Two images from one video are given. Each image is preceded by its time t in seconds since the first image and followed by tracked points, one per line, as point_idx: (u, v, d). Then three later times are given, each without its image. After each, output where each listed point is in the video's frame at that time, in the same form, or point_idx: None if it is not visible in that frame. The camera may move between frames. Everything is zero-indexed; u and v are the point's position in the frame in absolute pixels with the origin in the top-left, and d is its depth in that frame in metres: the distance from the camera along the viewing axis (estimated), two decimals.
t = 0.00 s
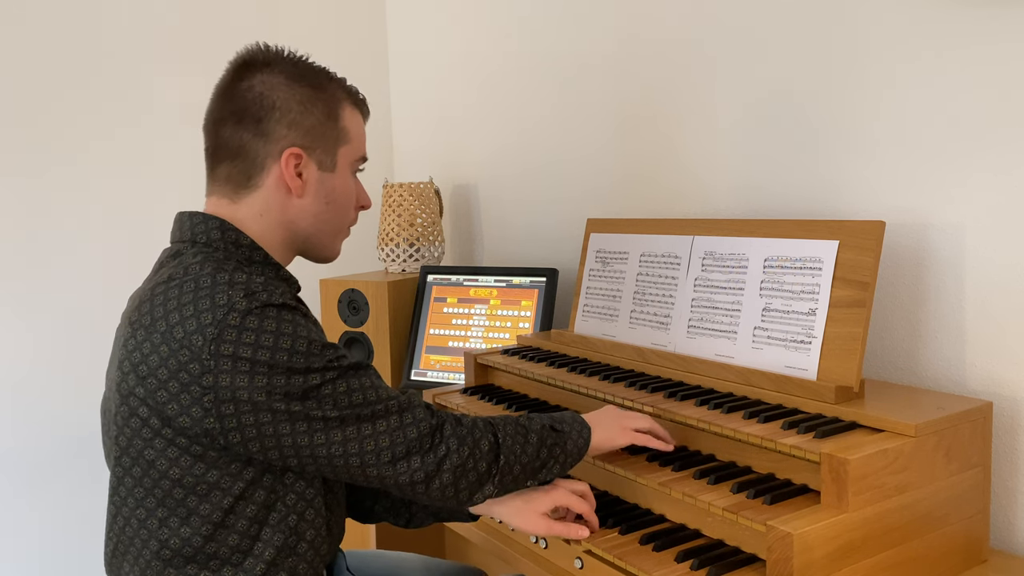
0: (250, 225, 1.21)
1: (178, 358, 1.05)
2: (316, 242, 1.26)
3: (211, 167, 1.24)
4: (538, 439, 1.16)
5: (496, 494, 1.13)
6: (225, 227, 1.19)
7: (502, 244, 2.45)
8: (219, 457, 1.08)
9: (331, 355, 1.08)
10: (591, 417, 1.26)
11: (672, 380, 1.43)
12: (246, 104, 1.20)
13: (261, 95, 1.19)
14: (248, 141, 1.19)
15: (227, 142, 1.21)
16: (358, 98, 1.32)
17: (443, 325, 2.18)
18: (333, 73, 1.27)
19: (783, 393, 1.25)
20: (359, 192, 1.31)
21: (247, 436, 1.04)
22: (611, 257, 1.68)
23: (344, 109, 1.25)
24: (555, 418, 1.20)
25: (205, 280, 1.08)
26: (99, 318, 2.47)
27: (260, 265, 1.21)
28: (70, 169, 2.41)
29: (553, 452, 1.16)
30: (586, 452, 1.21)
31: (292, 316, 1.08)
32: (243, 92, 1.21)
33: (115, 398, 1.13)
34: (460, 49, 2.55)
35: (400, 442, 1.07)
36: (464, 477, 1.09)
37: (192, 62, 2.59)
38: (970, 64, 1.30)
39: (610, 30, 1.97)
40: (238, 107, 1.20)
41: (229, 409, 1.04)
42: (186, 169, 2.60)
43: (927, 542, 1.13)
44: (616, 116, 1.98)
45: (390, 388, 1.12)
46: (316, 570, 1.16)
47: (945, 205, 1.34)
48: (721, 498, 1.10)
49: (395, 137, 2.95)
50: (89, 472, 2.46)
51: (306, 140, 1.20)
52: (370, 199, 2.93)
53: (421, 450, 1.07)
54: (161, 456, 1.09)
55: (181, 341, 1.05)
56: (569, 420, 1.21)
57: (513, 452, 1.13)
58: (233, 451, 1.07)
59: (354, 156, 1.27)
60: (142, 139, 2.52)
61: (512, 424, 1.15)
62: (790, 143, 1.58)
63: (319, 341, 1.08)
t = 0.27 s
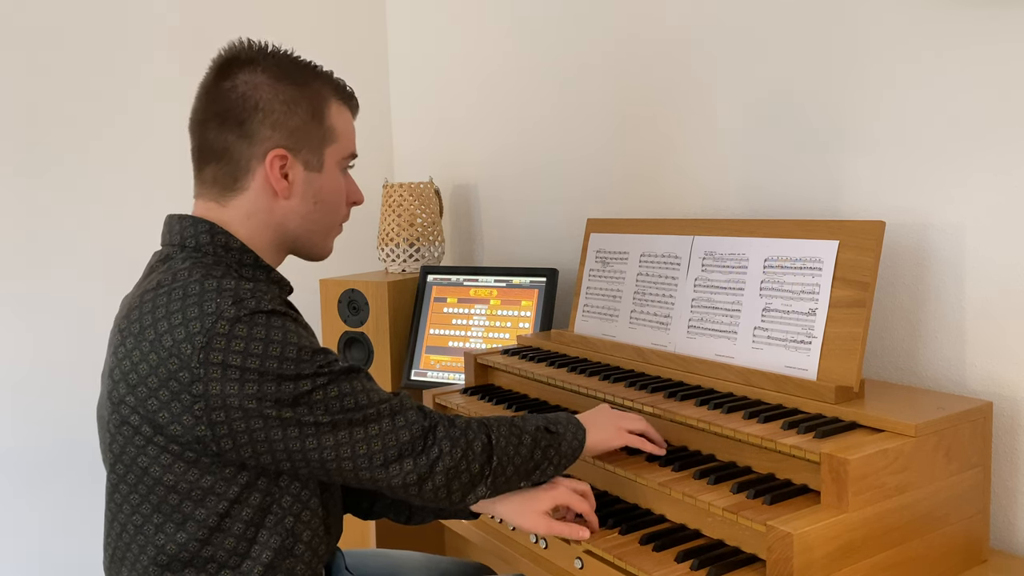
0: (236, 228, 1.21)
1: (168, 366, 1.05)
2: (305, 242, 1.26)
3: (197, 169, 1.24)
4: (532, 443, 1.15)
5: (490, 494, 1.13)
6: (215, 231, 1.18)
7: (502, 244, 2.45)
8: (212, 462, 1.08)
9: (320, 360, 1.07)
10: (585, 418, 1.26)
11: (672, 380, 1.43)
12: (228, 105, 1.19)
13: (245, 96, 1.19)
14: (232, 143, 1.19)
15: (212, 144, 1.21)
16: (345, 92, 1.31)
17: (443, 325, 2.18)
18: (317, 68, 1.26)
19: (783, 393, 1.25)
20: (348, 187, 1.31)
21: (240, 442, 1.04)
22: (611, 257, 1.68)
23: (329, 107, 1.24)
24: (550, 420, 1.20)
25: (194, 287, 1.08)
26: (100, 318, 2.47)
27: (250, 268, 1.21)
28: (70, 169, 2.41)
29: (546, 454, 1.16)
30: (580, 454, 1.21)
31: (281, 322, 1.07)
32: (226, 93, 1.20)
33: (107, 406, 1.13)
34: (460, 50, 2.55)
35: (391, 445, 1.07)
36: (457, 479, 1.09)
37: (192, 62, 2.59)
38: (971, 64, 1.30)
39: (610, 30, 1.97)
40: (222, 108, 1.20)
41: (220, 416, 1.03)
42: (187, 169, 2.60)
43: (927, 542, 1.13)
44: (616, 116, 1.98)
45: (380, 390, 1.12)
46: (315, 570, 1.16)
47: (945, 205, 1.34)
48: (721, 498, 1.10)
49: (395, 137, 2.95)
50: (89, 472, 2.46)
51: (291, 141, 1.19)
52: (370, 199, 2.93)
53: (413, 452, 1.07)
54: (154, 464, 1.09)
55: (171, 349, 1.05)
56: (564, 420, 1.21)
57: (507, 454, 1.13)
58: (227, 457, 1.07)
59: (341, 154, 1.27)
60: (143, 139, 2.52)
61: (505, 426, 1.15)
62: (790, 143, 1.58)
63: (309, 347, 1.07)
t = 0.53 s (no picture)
0: (238, 231, 1.21)
1: (156, 369, 1.05)
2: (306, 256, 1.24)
3: (209, 171, 1.24)
4: (519, 444, 1.16)
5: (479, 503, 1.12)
6: (207, 232, 1.19)
7: (502, 244, 2.45)
8: (201, 466, 1.08)
9: (309, 366, 1.07)
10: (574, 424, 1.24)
11: (672, 380, 1.43)
12: (246, 111, 1.20)
13: (263, 104, 1.19)
14: (244, 148, 1.19)
15: (224, 148, 1.21)
16: (366, 117, 1.31)
17: (443, 325, 2.18)
18: (341, 89, 1.26)
19: (783, 393, 1.25)
20: (358, 210, 1.29)
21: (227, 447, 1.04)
22: (611, 257, 1.68)
23: (346, 125, 1.23)
24: (536, 423, 1.20)
25: (183, 289, 1.08)
26: (100, 318, 2.47)
27: (243, 270, 1.21)
28: (70, 169, 2.41)
29: (534, 459, 1.16)
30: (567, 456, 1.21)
31: (270, 326, 1.07)
32: (246, 99, 1.21)
33: (97, 408, 1.13)
34: (460, 50, 2.56)
35: (378, 455, 1.06)
36: (444, 489, 1.08)
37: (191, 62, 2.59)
38: (971, 64, 1.30)
39: (610, 30, 1.97)
40: (239, 113, 1.20)
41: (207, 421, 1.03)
42: (186, 169, 2.60)
43: (927, 543, 1.13)
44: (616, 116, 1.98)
45: (369, 398, 1.11)
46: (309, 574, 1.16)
47: (945, 205, 1.34)
48: (721, 498, 1.11)
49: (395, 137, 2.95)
50: (89, 472, 2.46)
51: (302, 151, 1.19)
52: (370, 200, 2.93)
53: (400, 463, 1.07)
54: (142, 466, 1.09)
55: (159, 351, 1.05)
56: (550, 423, 1.21)
57: (493, 463, 1.13)
58: (215, 461, 1.07)
59: (354, 172, 1.25)
60: (143, 139, 2.52)
61: (492, 434, 1.15)
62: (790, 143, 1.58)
63: (298, 352, 1.06)
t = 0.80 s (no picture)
0: (248, 236, 1.20)
1: (155, 368, 1.05)
2: (311, 269, 1.24)
3: (225, 175, 1.24)
4: (514, 448, 1.16)
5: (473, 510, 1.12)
6: (212, 233, 1.18)
7: (502, 244, 2.45)
8: (198, 467, 1.07)
9: (308, 369, 1.07)
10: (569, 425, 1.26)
11: (672, 380, 1.43)
12: (270, 119, 1.19)
13: (287, 114, 1.19)
14: (264, 156, 1.18)
15: (243, 154, 1.20)
16: (386, 137, 1.31)
17: (443, 325, 2.18)
18: (364, 108, 1.27)
19: (783, 393, 1.25)
20: (369, 228, 1.29)
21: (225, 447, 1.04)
22: (611, 257, 1.68)
23: (367, 143, 1.24)
24: (531, 428, 1.20)
25: (183, 288, 1.08)
26: (99, 319, 2.47)
27: (247, 272, 1.20)
28: (70, 169, 2.41)
29: (528, 465, 1.17)
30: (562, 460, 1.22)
31: (270, 328, 1.07)
32: (271, 108, 1.20)
33: (97, 405, 1.13)
34: (460, 49, 2.55)
35: (375, 462, 1.06)
36: (440, 497, 1.08)
37: (192, 62, 2.59)
38: (970, 64, 1.30)
39: (610, 30, 1.96)
40: (262, 121, 1.20)
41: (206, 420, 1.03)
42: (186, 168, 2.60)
43: (927, 543, 1.13)
44: (616, 116, 1.98)
45: (368, 404, 1.11)
46: None
47: (945, 205, 1.34)
48: (721, 498, 1.11)
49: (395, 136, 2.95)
50: (89, 471, 2.46)
51: (321, 165, 1.19)
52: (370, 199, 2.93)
53: (396, 470, 1.06)
54: (141, 465, 1.09)
55: (158, 350, 1.05)
56: (544, 427, 1.21)
57: (488, 470, 1.13)
58: (213, 461, 1.07)
59: (370, 189, 1.25)
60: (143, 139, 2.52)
61: (487, 440, 1.15)
62: (790, 143, 1.58)
63: (297, 355, 1.06)
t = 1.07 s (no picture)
0: (252, 237, 1.20)
1: (157, 368, 1.05)
2: (316, 270, 1.23)
3: (227, 176, 1.24)
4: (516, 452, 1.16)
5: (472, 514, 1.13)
6: (216, 234, 1.18)
7: (502, 244, 2.45)
8: (200, 468, 1.07)
9: (309, 371, 1.07)
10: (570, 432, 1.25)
11: (672, 380, 1.43)
12: (273, 120, 1.20)
13: (290, 114, 1.19)
14: (267, 157, 1.19)
15: (247, 155, 1.21)
16: (387, 138, 1.32)
17: (443, 325, 2.18)
18: (366, 109, 1.28)
19: (783, 393, 1.25)
20: (371, 228, 1.29)
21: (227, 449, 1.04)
22: (611, 257, 1.68)
23: (369, 144, 1.25)
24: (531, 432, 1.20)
25: (186, 289, 1.07)
26: (99, 319, 2.47)
27: (250, 272, 1.20)
28: (70, 169, 2.41)
29: (528, 468, 1.17)
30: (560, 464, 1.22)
31: (271, 330, 1.06)
32: (274, 109, 1.21)
33: (99, 405, 1.13)
34: (460, 48, 2.55)
35: (374, 466, 1.06)
36: (439, 501, 1.09)
37: (192, 62, 2.59)
38: (970, 64, 1.30)
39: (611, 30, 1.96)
40: (266, 121, 1.21)
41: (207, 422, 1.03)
42: (186, 168, 2.60)
43: (928, 543, 1.13)
44: (616, 116, 1.98)
45: (370, 407, 1.11)
46: None
47: (945, 205, 1.34)
48: (721, 498, 1.11)
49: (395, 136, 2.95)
50: (89, 471, 2.46)
51: (325, 166, 1.19)
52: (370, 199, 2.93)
53: (396, 475, 1.07)
54: (142, 465, 1.09)
55: (160, 349, 1.05)
56: (542, 429, 1.22)
57: (487, 474, 1.13)
58: (215, 462, 1.07)
59: (371, 190, 1.26)
60: (143, 139, 2.52)
61: (486, 445, 1.15)
62: (790, 143, 1.58)
63: (299, 357, 1.06)
